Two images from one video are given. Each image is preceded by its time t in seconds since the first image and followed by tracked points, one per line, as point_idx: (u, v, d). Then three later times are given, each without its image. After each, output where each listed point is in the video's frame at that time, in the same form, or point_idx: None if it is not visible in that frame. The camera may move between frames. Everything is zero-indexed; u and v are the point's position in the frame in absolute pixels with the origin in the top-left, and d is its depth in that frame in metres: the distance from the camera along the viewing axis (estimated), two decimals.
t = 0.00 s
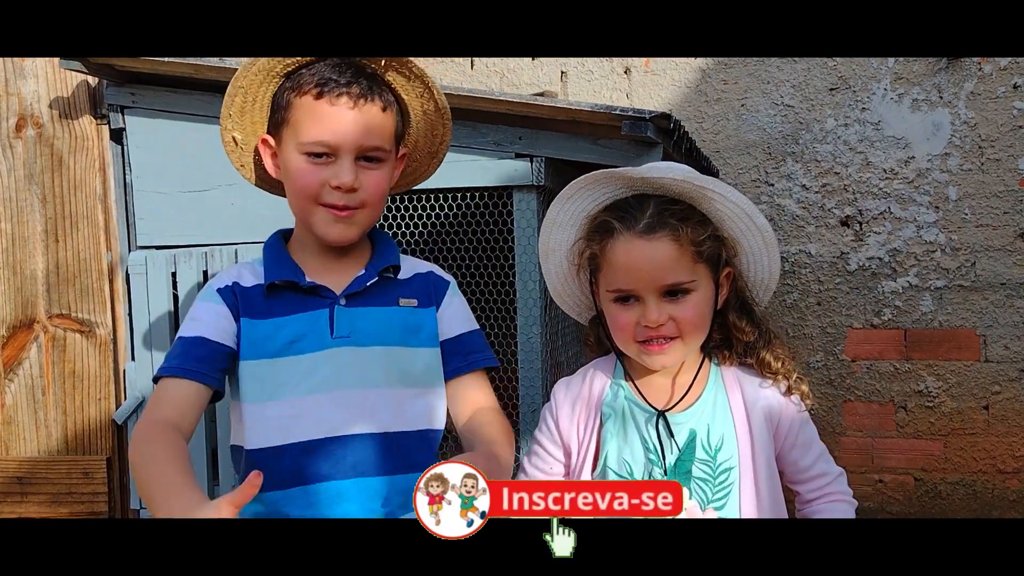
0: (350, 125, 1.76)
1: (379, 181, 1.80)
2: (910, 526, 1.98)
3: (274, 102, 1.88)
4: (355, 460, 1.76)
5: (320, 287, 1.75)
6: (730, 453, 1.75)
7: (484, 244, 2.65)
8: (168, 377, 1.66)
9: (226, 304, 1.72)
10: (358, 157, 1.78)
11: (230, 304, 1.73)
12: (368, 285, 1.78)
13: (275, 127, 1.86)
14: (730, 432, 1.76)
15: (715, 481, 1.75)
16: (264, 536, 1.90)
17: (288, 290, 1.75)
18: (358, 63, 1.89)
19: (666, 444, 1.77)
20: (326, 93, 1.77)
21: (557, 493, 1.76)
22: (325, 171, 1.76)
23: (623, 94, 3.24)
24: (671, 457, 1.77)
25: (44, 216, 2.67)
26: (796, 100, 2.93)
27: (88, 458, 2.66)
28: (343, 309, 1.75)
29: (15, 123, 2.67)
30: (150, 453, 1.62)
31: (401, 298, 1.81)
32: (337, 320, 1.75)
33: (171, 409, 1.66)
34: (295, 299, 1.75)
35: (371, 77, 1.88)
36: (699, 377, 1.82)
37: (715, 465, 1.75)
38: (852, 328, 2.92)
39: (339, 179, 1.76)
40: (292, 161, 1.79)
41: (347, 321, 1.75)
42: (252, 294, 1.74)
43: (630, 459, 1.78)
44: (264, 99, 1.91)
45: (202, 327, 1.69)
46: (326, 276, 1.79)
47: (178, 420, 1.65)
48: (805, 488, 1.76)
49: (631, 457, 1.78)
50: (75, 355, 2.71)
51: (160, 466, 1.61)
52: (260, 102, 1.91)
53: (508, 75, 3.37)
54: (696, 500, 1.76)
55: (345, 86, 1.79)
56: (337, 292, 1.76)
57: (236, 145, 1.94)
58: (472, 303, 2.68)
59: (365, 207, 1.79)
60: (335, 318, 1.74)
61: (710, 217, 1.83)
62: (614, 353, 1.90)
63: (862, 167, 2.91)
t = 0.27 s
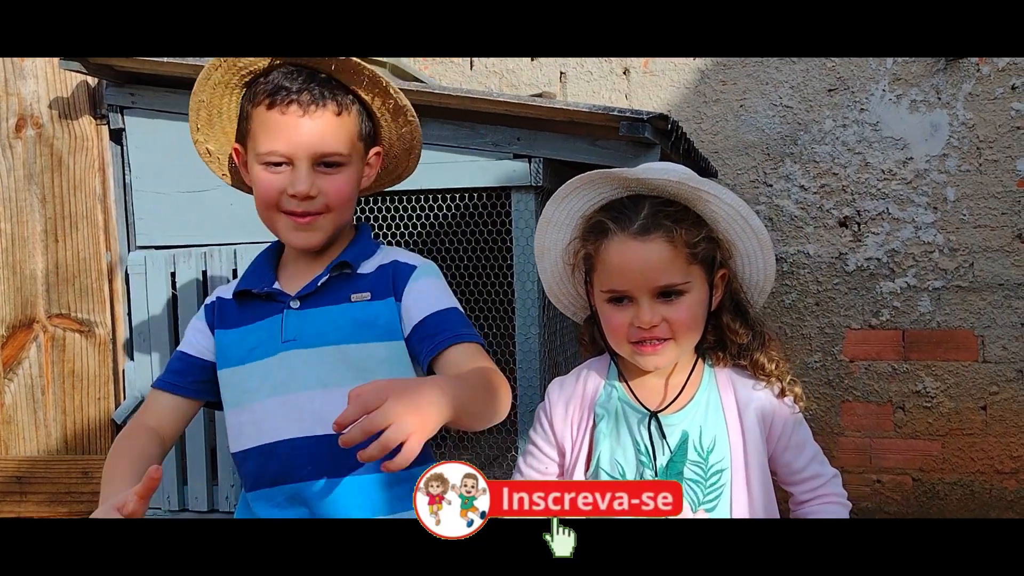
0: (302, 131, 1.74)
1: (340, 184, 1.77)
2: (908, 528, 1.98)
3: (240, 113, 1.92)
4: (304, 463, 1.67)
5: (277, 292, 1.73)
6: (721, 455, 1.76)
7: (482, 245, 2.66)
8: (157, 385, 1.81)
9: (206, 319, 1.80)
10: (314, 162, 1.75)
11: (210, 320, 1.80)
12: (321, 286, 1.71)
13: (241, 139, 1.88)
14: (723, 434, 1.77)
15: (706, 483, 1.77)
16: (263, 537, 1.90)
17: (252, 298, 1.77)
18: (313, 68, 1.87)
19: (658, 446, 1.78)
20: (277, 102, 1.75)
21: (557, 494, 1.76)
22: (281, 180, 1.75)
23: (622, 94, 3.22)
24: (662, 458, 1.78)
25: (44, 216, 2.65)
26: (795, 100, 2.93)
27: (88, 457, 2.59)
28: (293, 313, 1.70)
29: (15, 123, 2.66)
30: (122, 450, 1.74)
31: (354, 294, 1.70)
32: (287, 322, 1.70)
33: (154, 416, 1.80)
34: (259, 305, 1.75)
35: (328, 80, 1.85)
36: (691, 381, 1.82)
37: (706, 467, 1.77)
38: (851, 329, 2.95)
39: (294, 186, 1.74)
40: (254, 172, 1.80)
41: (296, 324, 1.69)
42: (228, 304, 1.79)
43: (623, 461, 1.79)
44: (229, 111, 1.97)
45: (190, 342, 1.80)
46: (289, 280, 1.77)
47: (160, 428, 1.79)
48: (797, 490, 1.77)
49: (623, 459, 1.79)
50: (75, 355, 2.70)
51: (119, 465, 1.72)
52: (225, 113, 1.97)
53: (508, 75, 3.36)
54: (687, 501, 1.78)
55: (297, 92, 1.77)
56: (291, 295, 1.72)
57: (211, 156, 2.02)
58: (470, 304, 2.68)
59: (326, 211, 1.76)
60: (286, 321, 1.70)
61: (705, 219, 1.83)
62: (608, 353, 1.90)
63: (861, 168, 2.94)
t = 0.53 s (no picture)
0: (259, 150, 1.64)
1: (305, 198, 1.66)
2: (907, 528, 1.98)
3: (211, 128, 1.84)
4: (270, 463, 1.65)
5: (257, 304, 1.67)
6: (714, 458, 1.77)
7: (482, 247, 2.69)
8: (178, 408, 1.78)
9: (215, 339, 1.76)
10: (275, 178, 1.64)
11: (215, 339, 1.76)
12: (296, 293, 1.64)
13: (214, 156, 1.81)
14: (715, 437, 1.77)
15: (699, 487, 1.77)
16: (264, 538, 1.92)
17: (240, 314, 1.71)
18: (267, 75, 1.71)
19: (651, 450, 1.79)
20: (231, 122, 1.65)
21: (557, 493, 1.75)
22: (244, 200, 1.66)
23: (622, 97, 3.24)
24: (655, 463, 1.78)
25: (47, 219, 2.70)
26: (794, 104, 2.99)
27: (90, 459, 2.70)
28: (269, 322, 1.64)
29: (18, 126, 2.70)
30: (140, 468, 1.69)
31: (324, 299, 1.61)
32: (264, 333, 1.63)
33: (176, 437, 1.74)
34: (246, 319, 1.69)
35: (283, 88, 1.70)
36: (684, 383, 1.84)
37: (699, 471, 1.77)
38: (849, 330, 2.94)
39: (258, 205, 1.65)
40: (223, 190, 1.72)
41: (270, 334, 1.63)
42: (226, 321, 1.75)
43: (616, 466, 1.80)
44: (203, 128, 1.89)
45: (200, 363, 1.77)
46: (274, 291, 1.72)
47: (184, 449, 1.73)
48: (788, 490, 1.78)
49: (616, 464, 1.81)
50: (77, 356, 2.73)
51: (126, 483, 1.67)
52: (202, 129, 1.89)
53: (507, 78, 3.38)
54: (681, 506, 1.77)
55: (251, 107, 1.66)
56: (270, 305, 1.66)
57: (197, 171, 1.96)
58: (470, 306, 2.70)
59: (293, 227, 1.66)
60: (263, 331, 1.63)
61: (698, 225, 1.85)
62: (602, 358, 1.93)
63: (859, 170, 2.93)
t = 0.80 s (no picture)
0: (246, 138, 1.61)
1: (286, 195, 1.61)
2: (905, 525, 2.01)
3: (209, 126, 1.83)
4: (282, 461, 1.54)
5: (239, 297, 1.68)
6: (713, 456, 1.79)
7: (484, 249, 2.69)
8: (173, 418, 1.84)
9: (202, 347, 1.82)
10: (259, 169, 1.60)
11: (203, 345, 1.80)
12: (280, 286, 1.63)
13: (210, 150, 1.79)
14: (714, 435, 1.80)
15: (699, 484, 1.79)
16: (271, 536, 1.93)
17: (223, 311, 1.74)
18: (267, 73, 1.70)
19: (651, 448, 1.82)
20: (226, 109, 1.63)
21: (557, 493, 1.78)
22: (226, 186, 1.63)
23: (622, 99, 3.27)
24: (655, 461, 1.81)
25: (53, 220, 2.72)
26: (792, 104, 3.02)
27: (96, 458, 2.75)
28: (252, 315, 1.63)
29: (24, 128, 2.73)
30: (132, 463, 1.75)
31: (309, 290, 1.61)
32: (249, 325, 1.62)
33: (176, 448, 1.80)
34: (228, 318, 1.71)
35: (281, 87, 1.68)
36: (681, 381, 1.87)
37: (699, 468, 1.79)
38: (848, 329, 2.97)
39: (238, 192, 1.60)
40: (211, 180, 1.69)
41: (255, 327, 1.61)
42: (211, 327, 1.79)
43: (616, 465, 1.83)
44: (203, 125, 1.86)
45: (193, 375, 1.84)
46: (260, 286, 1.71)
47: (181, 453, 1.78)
48: (777, 487, 1.81)
49: (617, 463, 1.83)
50: (84, 356, 2.76)
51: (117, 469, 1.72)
52: (198, 127, 1.87)
53: (508, 80, 3.41)
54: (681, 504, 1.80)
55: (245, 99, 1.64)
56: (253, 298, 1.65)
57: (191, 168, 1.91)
58: (472, 306, 2.73)
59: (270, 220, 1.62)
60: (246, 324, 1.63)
61: (692, 224, 1.88)
62: (599, 357, 1.95)
63: (858, 171, 2.96)
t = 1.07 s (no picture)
0: (313, 127, 1.82)
1: (338, 183, 1.82)
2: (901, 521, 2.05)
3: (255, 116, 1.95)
4: (299, 444, 1.68)
5: (278, 278, 1.77)
6: (705, 455, 1.81)
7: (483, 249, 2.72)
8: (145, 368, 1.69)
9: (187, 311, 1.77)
10: (321, 157, 1.81)
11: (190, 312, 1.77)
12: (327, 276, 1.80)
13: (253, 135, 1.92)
14: (704, 434, 1.82)
15: (692, 482, 1.80)
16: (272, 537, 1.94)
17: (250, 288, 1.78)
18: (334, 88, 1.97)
19: (644, 449, 1.82)
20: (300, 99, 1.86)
21: (557, 494, 1.81)
22: (282, 164, 1.78)
23: (621, 99, 3.27)
24: (648, 462, 1.82)
25: (56, 222, 2.69)
26: (791, 105, 3.01)
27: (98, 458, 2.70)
28: (299, 297, 1.76)
29: (26, 131, 2.66)
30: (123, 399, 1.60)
31: (364, 290, 1.81)
32: (293, 305, 1.74)
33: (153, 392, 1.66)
34: (262, 292, 1.77)
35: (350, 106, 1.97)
36: (670, 380, 1.89)
37: (690, 467, 1.80)
38: (848, 329, 3.02)
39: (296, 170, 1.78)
40: (259, 158, 1.82)
41: (302, 306, 1.75)
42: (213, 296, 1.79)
43: (610, 466, 1.83)
44: (248, 114, 1.97)
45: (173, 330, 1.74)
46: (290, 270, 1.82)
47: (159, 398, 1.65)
48: (764, 486, 1.83)
49: (611, 464, 1.83)
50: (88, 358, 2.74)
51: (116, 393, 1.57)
52: (240, 114, 1.97)
53: (508, 81, 3.43)
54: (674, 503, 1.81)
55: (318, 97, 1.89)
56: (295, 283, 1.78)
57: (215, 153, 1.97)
58: (473, 307, 2.75)
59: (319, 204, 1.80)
60: (292, 302, 1.75)
61: (680, 229, 1.90)
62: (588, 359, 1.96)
63: (856, 170, 3.00)
